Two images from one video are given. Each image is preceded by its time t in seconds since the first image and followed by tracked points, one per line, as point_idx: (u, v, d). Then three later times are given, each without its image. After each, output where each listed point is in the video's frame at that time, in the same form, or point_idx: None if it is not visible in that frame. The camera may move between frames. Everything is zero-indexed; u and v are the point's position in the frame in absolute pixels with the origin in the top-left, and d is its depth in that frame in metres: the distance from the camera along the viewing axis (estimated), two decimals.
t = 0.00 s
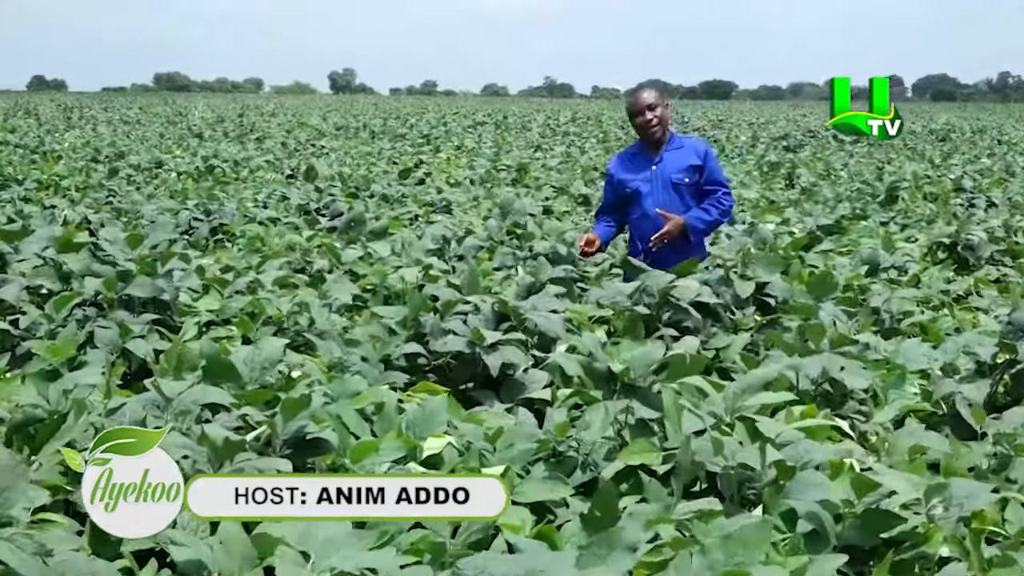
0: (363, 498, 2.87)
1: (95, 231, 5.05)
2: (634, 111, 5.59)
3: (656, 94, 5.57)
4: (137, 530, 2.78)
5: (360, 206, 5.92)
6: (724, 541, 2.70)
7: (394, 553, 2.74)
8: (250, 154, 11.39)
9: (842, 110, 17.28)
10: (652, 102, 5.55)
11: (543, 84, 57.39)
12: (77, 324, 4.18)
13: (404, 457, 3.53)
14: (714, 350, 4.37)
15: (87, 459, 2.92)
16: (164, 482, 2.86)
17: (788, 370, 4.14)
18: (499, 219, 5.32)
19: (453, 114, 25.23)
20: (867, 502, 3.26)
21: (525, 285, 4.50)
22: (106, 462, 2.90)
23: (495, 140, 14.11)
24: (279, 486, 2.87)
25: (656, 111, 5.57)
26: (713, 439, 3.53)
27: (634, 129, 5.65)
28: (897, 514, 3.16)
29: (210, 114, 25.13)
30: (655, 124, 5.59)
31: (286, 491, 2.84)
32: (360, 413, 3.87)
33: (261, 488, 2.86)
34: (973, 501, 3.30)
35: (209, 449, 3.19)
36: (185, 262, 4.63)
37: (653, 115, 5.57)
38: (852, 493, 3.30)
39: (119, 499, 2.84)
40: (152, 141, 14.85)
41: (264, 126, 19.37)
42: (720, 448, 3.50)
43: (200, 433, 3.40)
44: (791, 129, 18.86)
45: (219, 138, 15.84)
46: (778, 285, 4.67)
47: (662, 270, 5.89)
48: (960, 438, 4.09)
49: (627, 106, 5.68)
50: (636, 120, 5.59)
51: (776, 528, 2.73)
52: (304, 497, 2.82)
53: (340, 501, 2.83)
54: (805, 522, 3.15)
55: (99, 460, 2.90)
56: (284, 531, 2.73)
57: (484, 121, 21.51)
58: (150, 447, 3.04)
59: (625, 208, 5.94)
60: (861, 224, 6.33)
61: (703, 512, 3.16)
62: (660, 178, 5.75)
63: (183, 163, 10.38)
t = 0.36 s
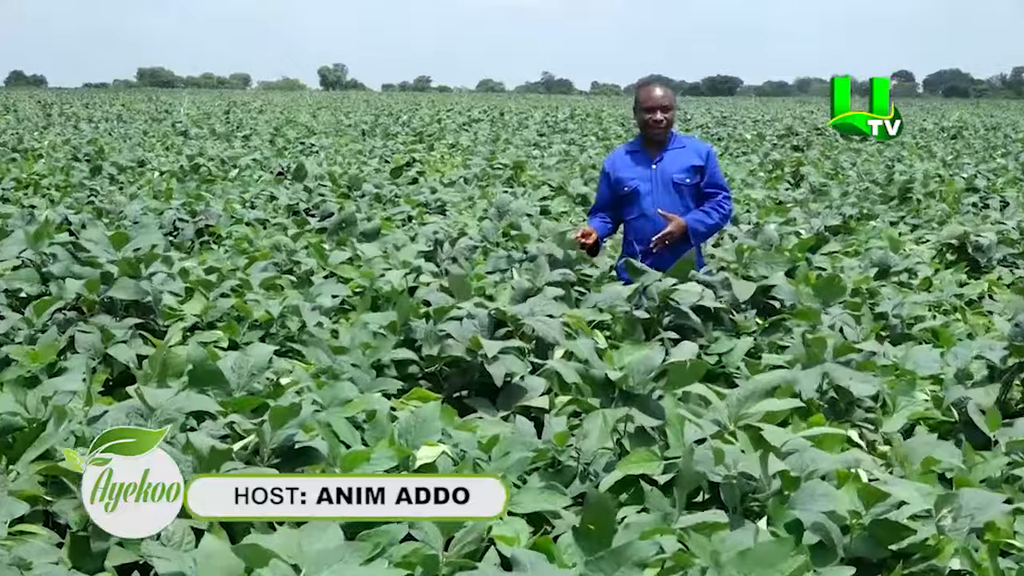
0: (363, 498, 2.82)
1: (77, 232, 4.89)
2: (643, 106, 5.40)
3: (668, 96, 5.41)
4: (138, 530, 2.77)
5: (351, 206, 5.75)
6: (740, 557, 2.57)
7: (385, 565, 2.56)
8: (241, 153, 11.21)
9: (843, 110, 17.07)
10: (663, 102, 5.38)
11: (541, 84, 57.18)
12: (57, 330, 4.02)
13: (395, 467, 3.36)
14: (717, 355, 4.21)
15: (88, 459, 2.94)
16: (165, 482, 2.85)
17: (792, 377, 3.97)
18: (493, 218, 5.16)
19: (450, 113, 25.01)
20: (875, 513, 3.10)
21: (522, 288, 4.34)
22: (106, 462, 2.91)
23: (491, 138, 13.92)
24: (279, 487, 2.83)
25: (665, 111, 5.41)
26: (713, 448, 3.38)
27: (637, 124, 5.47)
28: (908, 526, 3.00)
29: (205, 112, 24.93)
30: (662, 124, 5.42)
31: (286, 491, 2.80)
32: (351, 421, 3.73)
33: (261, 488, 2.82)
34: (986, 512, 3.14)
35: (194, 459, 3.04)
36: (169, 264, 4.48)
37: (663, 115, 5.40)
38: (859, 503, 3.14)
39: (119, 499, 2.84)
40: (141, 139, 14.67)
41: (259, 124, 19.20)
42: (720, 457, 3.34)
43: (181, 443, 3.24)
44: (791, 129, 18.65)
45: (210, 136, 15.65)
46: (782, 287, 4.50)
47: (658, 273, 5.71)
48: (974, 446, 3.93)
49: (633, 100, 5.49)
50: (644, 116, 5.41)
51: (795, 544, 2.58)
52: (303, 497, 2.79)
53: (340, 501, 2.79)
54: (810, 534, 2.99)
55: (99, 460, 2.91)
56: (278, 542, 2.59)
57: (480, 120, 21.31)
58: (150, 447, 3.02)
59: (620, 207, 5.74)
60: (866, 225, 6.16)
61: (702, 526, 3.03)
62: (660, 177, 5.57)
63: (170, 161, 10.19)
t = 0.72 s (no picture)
0: (362, 498, 2.72)
1: (49, 232, 4.72)
2: (641, 97, 5.21)
3: (667, 90, 5.24)
4: (138, 530, 2.62)
5: (335, 205, 5.59)
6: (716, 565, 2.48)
7: None
8: (225, 149, 11.04)
9: (837, 107, 16.88)
10: (663, 95, 5.20)
11: (534, 81, 56.96)
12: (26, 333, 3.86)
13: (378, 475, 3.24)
14: (712, 358, 4.05)
15: (87, 459, 2.73)
16: (165, 482, 2.72)
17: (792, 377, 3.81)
18: (480, 217, 5.00)
19: (440, 108, 24.80)
20: (875, 522, 2.93)
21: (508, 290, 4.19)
22: (105, 461, 2.72)
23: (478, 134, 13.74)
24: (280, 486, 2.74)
25: (663, 105, 5.23)
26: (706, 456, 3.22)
27: (633, 115, 5.28)
28: (909, 537, 2.84)
29: (194, 107, 24.73)
30: (659, 118, 5.24)
31: (286, 491, 2.72)
32: (332, 428, 3.57)
33: (260, 487, 2.72)
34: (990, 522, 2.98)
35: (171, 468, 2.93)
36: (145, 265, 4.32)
37: (660, 108, 5.22)
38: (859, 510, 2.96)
39: (120, 500, 2.66)
40: (124, 134, 14.49)
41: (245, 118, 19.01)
42: (714, 465, 3.19)
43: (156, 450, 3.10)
44: (787, 125, 18.44)
45: (194, 132, 15.47)
46: (778, 288, 4.34)
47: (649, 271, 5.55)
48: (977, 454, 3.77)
49: (630, 91, 5.30)
50: (641, 107, 5.22)
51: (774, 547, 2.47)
52: (304, 498, 2.72)
53: (339, 501, 2.72)
54: (807, 544, 2.84)
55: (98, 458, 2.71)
56: (252, 553, 2.47)
57: (470, 115, 21.11)
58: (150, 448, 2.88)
59: (610, 203, 5.58)
60: (863, 224, 5.99)
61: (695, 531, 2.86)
62: (652, 174, 5.40)
63: (149, 159, 10.01)
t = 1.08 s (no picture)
0: (360, 498, 2.72)
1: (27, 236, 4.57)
2: (640, 96, 4.98)
3: (669, 90, 5.00)
4: (137, 529, 2.65)
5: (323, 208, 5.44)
6: None
7: None
8: (215, 149, 10.90)
9: (838, 108, 16.68)
10: (663, 95, 4.97)
11: (530, 80, 56.67)
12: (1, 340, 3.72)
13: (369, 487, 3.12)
14: (713, 365, 3.90)
15: (88, 459, 2.78)
16: (165, 482, 2.73)
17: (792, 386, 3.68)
18: (473, 219, 4.85)
19: (435, 107, 24.59)
20: (884, 536, 2.77)
21: (502, 294, 4.03)
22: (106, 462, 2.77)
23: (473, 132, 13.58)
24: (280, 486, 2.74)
25: (663, 106, 5.00)
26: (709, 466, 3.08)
27: (631, 115, 5.05)
28: (921, 551, 2.69)
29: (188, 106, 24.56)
30: (659, 119, 5.01)
31: (286, 491, 2.71)
32: (319, 439, 3.42)
33: (261, 487, 2.72)
34: (1004, 535, 2.83)
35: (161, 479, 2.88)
36: (125, 270, 4.18)
37: (660, 109, 4.99)
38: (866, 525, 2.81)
39: (119, 500, 2.71)
40: (116, 132, 14.32)
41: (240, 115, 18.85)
42: (718, 476, 3.05)
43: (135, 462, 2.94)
44: (787, 126, 18.22)
45: (185, 131, 15.32)
46: (782, 293, 4.19)
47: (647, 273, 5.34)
48: (988, 465, 3.62)
49: (629, 89, 5.07)
50: (641, 106, 4.99)
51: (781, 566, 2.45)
52: (304, 498, 2.71)
53: (340, 501, 2.71)
54: (813, 559, 2.70)
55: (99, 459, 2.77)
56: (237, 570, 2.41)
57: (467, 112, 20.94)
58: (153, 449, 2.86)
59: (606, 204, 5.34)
60: (867, 226, 5.83)
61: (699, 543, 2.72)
62: (652, 175, 5.19)
63: (136, 159, 9.82)
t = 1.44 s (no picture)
0: (360, 498, 2.60)
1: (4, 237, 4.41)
2: (643, 93, 4.80)
3: (673, 88, 4.82)
4: (138, 530, 2.51)
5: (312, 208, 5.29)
6: None
7: None
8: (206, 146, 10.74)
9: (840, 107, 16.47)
10: (666, 93, 4.79)
11: (527, 78, 56.48)
12: None
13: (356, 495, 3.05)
14: (715, 371, 3.76)
15: (86, 459, 2.57)
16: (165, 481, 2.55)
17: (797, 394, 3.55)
18: (466, 219, 4.70)
19: (429, 104, 24.38)
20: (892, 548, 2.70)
21: (496, 298, 3.89)
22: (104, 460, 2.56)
23: (467, 129, 13.42)
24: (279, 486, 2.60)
25: (665, 104, 4.82)
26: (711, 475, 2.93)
27: (633, 111, 4.87)
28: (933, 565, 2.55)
29: (182, 102, 24.37)
30: (660, 118, 4.83)
31: (286, 491, 2.57)
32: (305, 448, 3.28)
33: (260, 487, 2.57)
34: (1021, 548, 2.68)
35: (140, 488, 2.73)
36: (105, 272, 4.03)
37: (663, 107, 4.81)
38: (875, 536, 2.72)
39: (120, 500, 2.53)
40: (107, 128, 14.16)
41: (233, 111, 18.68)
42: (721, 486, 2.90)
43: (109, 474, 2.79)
44: (789, 124, 18.01)
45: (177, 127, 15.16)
46: (786, 296, 4.04)
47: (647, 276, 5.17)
48: (1000, 476, 3.47)
49: (632, 84, 4.89)
50: (642, 103, 4.81)
51: None
52: (304, 497, 2.57)
53: (340, 501, 2.60)
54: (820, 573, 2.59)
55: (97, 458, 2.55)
56: None
57: (464, 109, 20.78)
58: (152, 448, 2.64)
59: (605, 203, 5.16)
60: (872, 226, 5.67)
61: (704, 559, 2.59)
62: (653, 174, 5.00)
63: (123, 157, 9.64)
